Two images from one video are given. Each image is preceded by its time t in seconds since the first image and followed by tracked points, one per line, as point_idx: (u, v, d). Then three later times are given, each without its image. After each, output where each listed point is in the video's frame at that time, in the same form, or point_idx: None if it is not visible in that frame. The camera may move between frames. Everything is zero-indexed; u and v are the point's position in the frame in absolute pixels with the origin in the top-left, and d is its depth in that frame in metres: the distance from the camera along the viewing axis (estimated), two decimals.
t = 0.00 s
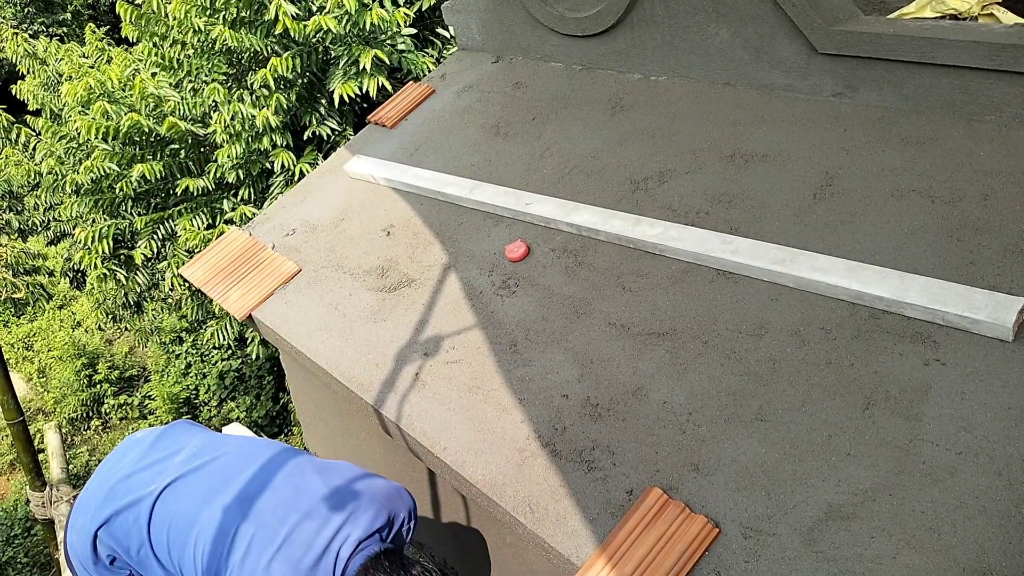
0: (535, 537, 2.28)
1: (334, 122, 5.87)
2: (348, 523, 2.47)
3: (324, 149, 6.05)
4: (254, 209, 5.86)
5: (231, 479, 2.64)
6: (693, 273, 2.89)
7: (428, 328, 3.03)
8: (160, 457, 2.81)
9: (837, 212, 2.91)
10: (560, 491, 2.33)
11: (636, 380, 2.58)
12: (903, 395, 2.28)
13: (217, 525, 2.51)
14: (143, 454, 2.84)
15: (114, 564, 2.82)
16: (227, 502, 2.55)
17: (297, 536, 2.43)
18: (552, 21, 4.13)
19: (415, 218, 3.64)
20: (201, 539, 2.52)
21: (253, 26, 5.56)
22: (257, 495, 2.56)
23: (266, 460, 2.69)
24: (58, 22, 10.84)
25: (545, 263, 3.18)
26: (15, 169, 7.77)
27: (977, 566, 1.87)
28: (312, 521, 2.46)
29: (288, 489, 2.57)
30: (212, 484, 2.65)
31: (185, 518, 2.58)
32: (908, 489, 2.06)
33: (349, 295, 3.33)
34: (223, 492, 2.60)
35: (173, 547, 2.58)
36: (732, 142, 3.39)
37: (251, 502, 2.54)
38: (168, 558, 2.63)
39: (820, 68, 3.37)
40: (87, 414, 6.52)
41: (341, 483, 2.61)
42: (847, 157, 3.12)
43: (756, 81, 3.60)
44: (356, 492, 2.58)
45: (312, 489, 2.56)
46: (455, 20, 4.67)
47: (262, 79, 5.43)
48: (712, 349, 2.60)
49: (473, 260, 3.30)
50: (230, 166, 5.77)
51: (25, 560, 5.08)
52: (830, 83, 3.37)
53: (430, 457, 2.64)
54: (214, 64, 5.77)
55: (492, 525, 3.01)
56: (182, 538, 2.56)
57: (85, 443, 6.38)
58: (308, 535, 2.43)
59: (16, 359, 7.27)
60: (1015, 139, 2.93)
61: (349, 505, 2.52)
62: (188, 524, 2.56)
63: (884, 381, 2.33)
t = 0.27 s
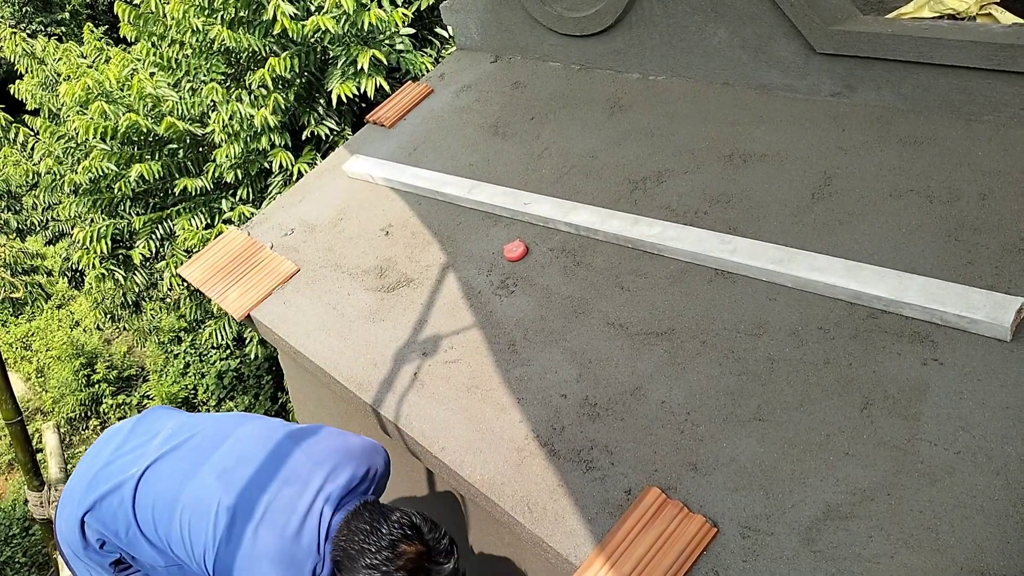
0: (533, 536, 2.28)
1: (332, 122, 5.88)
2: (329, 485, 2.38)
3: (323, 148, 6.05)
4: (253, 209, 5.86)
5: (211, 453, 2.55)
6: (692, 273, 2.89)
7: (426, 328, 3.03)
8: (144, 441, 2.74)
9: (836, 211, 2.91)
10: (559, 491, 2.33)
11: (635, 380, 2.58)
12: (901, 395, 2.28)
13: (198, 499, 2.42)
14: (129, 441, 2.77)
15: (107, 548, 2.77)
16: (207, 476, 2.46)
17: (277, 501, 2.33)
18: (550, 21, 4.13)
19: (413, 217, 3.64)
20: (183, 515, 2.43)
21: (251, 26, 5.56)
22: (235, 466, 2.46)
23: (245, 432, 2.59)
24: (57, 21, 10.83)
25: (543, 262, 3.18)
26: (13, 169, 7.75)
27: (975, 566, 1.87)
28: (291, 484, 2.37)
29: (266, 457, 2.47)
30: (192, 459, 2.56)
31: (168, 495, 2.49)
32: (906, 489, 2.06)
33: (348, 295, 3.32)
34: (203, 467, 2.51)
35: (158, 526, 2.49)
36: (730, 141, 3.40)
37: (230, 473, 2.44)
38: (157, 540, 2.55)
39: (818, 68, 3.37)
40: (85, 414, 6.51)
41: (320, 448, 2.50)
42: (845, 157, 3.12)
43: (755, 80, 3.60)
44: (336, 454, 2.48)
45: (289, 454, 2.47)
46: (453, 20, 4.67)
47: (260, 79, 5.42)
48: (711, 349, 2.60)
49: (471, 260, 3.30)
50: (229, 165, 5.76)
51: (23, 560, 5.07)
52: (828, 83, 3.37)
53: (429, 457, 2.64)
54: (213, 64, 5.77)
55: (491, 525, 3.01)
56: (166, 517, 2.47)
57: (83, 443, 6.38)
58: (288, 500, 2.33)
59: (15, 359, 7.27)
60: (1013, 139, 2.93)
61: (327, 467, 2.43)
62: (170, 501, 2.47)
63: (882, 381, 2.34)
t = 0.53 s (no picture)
0: (534, 536, 2.28)
1: (333, 122, 5.88)
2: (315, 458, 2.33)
3: (324, 148, 6.06)
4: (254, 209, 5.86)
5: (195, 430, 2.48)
6: (693, 273, 2.89)
7: (427, 328, 3.03)
8: (129, 423, 2.64)
9: (837, 211, 2.91)
10: (560, 491, 2.33)
11: (636, 380, 2.58)
12: (902, 394, 2.28)
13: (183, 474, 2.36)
14: (113, 424, 2.69)
15: (101, 533, 2.67)
16: (192, 451, 2.40)
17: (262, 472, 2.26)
18: (551, 21, 4.13)
19: (414, 218, 3.64)
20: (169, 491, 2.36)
21: (252, 27, 5.56)
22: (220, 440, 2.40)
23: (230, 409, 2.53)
24: (57, 21, 10.84)
25: (544, 262, 3.18)
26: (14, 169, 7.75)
27: (976, 566, 1.87)
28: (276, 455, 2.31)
29: (249, 429, 2.40)
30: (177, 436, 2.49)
31: (153, 473, 2.43)
32: (907, 489, 2.06)
33: (349, 295, 3.32)
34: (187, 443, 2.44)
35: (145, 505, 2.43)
36: (731, 141, 3.39)
37: (216, 446, 2.37)
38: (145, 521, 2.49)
39: (819, 68, 3.37)
40: (87, 414, 6.52)
41: (303, 420, 2.45)
42: (846, 156, 3.12)
43: (756, 80, 3.59)
44: (320, 427, 2.43)
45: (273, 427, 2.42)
46: (454, 20, 4.67)
47: (260, 79, 5.42)
48: (712, 349, 2.60)
49: (472, 260, 3.30)
50: (230, 166, 5.76)
51: (25, 560, 5.07)
52: (829, 83, 3.37)
53: (430, 457, 2.64)
54: (214, 64, 5.78)
55: (492, 525, 3.01)
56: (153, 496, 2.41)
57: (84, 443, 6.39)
58: (274, 469, 2.26)
59: (16, 359, 7.29)
60: (1015, 139, 2.93)
61: (312, 439, 2.38)
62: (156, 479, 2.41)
63: (883, 381, 2.34)
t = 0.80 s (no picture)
0: (532, 540, 2.28)
1: (332, 124, 5.89)
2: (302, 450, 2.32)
3: (323, 151, 6.06)
4: (252, 211, 5.86)
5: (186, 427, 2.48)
6: (692, 276, 2.89)
7: (426, 331, 3.03)
8: (122, 422, 2.64)
9: (835, 214, 2.91)
10: (558, 494, 2.33)
11: (634, 383, 2.58)
12: (901, 398, 2.28)
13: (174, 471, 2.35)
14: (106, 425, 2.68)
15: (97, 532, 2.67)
16: (183, 448, 2.39)
17: (251, 465, 2.26)
18: (550, 24, 4.13)
19: (413, 220, 3.64)
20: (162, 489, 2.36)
21: (251, 29, 5.56)
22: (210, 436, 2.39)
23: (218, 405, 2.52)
24: (57, 23, 10.85)
25: (543, 265, 3.17)
26: (13, 171, 7.75)
27: (974, 570, 1.87)
28: (264, 449, 2.30)
29: (237, 425, 2.39)
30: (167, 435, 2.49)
31: (146, 471, 2.42)
32: (906, 492, 2.06)
33: (347, 298, 3.32)
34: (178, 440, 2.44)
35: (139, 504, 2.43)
36: (730, 144, 3.40)
37: (205, 442, 2.37)
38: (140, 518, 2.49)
39: (817, 71, 3.37)
40: (85, 417, 6.50)
41: (289, 413, 2.44)
42: (845, 159, 3.12)
43: (754, 83, 3.59)
44: (307, 419, 2.42)
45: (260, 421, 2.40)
46: (453, 22, 4.68)
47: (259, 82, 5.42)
48: (710, 352, 2.59)
49: (471, 262, 3.30)
50: (229, 168, 5.75)
51: (22, 563, 5.06)
52: (828, 86, 3.37)
53: (428, 460, 2.63)
54: (213, 67, 5.78)
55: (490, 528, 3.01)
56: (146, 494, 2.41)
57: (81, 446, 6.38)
58: (263, 462, 2.26)
59: (14, 361, 7.30)
60: (1013, 142, 2.93)
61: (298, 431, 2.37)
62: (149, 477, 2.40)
63: (882, 384, 2.33)
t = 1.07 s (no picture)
0: (528, 542, 2.28)
1: (330, 125, 5.89)
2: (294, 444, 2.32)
3: (321, 152, 6.07)
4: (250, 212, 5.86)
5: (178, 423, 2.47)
6: (689, 278, 2.89)
7: (423, 332, 3.03)
8: (116, 418, 2.63)
9: (833, 217, 2.92)
10: (554, 496, 2.33)
11: (631, 385, 2.58)
12: (898, 401, 2.28)
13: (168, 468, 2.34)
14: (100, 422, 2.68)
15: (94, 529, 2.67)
16: (175, 445, 2.38)
17: (242, 461, 2.25)
18: (550, 26, 4.14)
19: (410, 222, 3.63)
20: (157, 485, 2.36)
21: (250, 29, 5.55)
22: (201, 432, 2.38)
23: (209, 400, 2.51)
24: (55, 23, 10.84)
25: (541, 267, 3.17)
26: (11, 170, 7.74)
27: (970, 573, 1.87)
28: (256, 444, 2.29)
29: (228, 420, 2.37)
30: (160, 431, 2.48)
31: (140, 468, 2.42)
32: (902, 495, 2.06)
33: (345, 299, 3.32)
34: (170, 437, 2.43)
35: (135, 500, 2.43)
36: (728, 146, 3.40)
37: (197, 438, 2.36)
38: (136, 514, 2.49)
39: (816, 74, 3.37)
40: (81, 418, 6.47)
41: (280, 406, 2.43)
42: (842, 162, 3.12)
43: (753, 85, 3.60)
44: (297, 413, 2.41)
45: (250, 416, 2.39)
46: (452, 24, 4.68)
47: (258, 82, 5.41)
48: (707, 354, 2.59)
49: (469, 264, 3.30)
50: (226, 168, 5.75)
51: (17, 563, 5.04)
52: (826, 89, 3.38)
53: (425, 462, 2.63)
54: (212, 67, 5.77)
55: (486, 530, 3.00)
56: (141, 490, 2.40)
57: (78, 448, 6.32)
58: (255, 459, 2.25)
59: (10, 361, 7.27)
60: (1010, 146, 2.94)
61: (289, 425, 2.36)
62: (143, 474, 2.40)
63: (879, 387, 2.34)
